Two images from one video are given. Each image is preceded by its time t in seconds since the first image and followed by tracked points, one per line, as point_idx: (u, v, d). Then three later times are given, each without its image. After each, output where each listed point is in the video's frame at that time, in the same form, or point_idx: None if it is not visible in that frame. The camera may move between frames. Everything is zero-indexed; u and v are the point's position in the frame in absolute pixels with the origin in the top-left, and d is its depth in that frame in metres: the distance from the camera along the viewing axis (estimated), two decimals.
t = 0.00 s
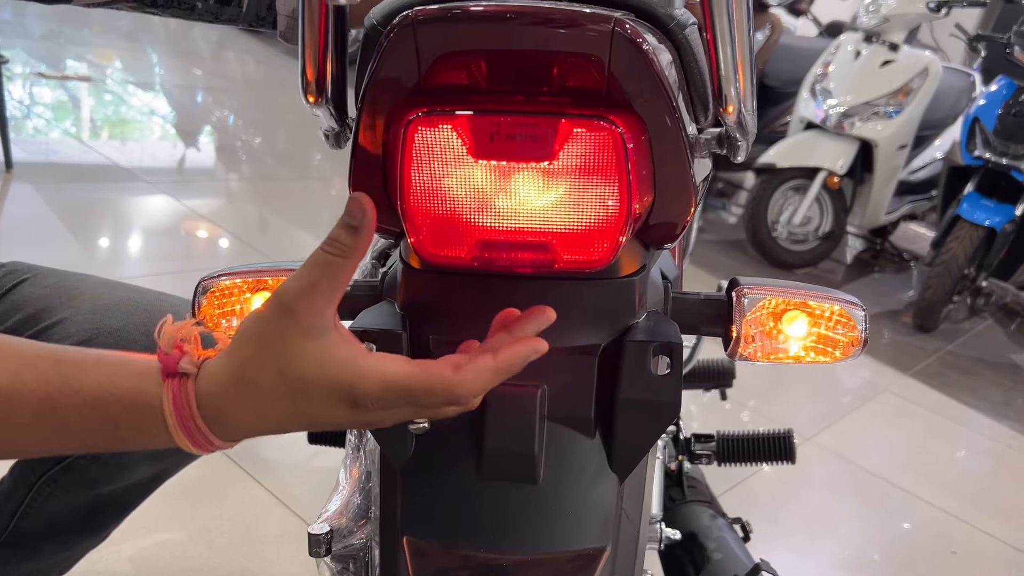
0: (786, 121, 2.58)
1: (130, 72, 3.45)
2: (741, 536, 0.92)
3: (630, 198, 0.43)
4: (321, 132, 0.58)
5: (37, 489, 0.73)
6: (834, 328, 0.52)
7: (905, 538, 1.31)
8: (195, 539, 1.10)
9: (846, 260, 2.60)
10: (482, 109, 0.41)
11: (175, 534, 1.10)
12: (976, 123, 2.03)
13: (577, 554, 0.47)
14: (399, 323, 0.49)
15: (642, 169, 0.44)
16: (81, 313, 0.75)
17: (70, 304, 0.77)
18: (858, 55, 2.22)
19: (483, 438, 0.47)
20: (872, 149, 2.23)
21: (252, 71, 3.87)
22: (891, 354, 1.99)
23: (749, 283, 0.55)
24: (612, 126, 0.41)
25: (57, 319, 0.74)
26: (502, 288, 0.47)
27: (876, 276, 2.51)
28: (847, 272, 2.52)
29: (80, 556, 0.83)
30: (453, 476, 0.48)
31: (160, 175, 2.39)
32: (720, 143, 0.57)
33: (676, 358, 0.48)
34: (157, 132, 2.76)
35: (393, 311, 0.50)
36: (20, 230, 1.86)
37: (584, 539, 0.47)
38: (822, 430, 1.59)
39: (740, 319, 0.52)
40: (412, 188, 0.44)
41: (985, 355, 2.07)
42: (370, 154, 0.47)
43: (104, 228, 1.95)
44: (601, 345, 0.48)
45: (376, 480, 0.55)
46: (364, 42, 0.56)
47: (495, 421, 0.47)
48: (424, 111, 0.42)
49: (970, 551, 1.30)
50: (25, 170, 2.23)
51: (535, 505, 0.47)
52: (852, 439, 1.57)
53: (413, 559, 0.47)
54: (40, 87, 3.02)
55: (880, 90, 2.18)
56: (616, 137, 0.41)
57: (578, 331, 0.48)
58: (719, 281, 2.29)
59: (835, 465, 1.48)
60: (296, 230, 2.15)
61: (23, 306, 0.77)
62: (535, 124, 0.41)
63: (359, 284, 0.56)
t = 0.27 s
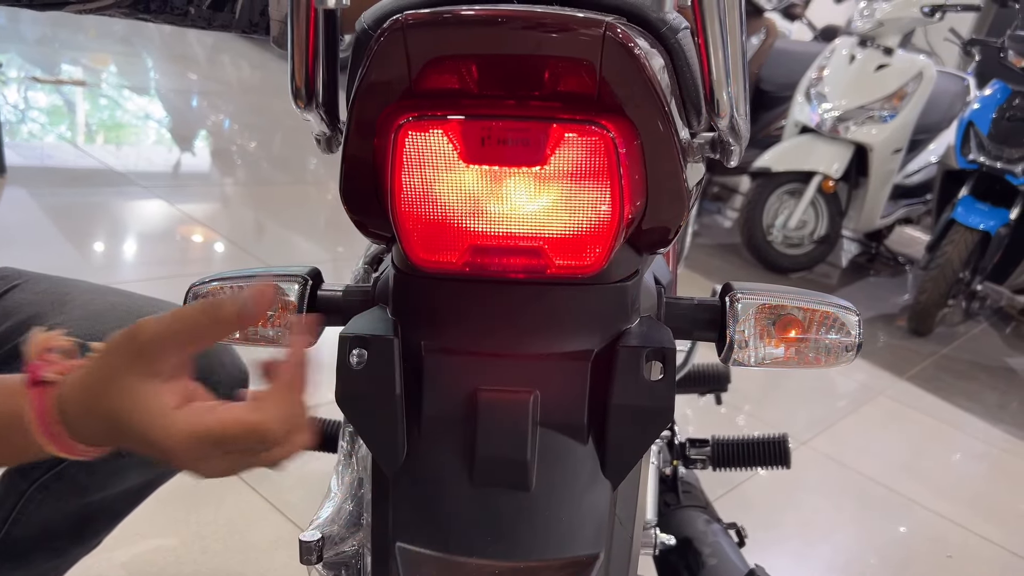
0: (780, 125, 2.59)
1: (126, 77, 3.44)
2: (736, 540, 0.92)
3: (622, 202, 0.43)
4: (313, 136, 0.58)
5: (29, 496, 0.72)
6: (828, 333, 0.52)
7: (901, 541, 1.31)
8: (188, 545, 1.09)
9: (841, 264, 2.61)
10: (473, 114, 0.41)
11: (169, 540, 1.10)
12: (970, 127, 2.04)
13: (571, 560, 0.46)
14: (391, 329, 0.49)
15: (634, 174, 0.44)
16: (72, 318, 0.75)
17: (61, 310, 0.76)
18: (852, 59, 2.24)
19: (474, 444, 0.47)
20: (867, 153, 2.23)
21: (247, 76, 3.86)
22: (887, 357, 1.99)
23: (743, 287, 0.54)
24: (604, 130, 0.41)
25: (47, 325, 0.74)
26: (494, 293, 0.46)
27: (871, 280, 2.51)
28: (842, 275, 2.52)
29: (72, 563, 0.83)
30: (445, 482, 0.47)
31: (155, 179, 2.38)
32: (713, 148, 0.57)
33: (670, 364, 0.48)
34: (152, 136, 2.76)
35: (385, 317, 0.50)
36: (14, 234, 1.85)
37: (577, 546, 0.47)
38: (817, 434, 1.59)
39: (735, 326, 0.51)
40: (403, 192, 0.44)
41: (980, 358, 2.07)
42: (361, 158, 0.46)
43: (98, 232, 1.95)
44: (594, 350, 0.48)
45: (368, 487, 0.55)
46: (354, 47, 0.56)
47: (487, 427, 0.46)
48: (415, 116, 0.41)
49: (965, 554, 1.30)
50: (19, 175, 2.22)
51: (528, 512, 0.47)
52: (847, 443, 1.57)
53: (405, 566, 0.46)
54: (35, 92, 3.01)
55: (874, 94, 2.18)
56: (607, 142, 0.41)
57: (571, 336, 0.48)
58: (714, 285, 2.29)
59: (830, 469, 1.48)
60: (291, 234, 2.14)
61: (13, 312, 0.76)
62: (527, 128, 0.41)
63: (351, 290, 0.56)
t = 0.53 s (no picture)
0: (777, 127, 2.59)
1: (123, 80, 3.44)
2: (733, 541, 0.92)
3: (618, 202, 0.43)
4: (309, 136, 0.58)
5: (24, 498, 0.73)
6: (825, 333, 0.52)
7: (899, 543, 1.31)
8: (185, 547, 1.09)
9: (838, 266, 2.61)
10: (469, 113, 0.41)
11: (166, 542, 1.10)
12: (967, 130, 2.04)
13: (568, 560, 0.46)
14: (387, 328, 0.49)
15: (629, 173, 0.44)
16: (67, 319, 0.75)
17: (56, 310, 0.76)
18: (849, 62, 2.24)
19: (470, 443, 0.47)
20: (864, 155, 2.24)
21: (245, 78, 3.86)
22: (884, 359, 2.00)
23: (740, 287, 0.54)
24: (600, 129, 0.41)
25: (43, 325, 0.74)
26: (489, 293, 0.46)
27: (868, 282, 2.51)
28: (839, 278, 2.52)
29: (68, 565, 0.82)
30: (441, 481, 0.47)
31: (152, 182, 2.38)
32: (710, 148, 0.57)
33: (666, 363, 0.48)
34: (149, 139, 2.75)
35: (381, 317, 0.50)
36: (11, 237, 1.85)
37: (574, 546, 0.47)
38: (814, 436, 1.59)
39: (730, 324, 0.52)
40: (399, 191, 0.44)
41: (977, 360, 2.07)
42: (357, 158, 0.46)
43: (95, 235, 1.95)
44: (591, 350, 0.48)
45: (366, 487, 0.55)
46: (350, 46, 0.56)
47: (484, 427, 0.46)
48: (410, 115, 0.41)
49: (962, 556, 1.30)
50: (16, 177, 2.21)
51: (525, 511, 0.46)
52: (844, 445, 1.57)
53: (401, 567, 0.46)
54: (32, 94, 3.01)
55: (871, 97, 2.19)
56: (602, 141, 0.41)
57: (568, 335, 0.47)
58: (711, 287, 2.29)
59: (828, 470, 1.48)
60: (288, 237, 2.14)
61: (8, 313, 0.76)
62: (523, 127, 0.41)
63: (347, 290, 0.56)
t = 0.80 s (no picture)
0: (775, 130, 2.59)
1: (121, 81, 3.44)
2: (729, 544, 0.92)
3: (614, 204, 0.43)
4: (304, 138, 0.58)
5: (19, 500, 0.73)
6: (821, 336, 0.52)
7: (896, 546, 1.31)
8: (181, 550, 1.09)
9: (836, 268, 2.61)
10: (464, 114, 0.41)
11: (162, 545, 1.09)
12: (964, 132, 2.04)
13: (563, 564, 0.46)
14: (382, 331, 0.48)
15: (625, 175, 0.43)
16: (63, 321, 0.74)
17: (51, 313, 0.76)
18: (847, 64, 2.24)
19: (465, 446, 0.46)
20: (861, 157, 2.24)
21: (243, 80, 3.86)
22: (881, 361, 2.00)
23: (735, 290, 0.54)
24: (595, 130, 0.41)
25: (38, 327, 0.73)
26: (485, 295, 0.46)
27: (866, 284, 2.51)
28: (836, 280, 2.52)
29: (63, 568, 0.82)
30: (436, 485, 0.47)
31: (150, 183, 2.38)
32: (706, 150, 0.57)
33: (662, 365, 0.48)
34: (147, 140, 2.75)
35: (376, 319, 0.50)
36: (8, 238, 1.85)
37: (569, 549, 0.47)
38: (812, 439, 1.59)
39: (725, 328, 0.52)
40: (394, 193, 0.44)
41: (975, 362, 2.07)
42: (352, 159, 0.46)
43: (93, 236, 1.94)
44: (586, 353, 0.48)
45: (360, 490, 0.54)
46: (346, 47, 0.55)
47: (478, 430, 0.46)
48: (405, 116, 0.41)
49: (959, 558, 1.30)
50: (13, 179, 2.21)
51: (519, 515, 0.46)
52: (842, 448, 1.57)
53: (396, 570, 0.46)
54: (30, 96, 3.00)
55: (869, 99, 2.19)
56: (598, 142, 0.41)
57: (563, 338, 0.47)
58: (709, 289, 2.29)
59: (825, 472, 1.48)
60: (286, 239, 2.13)
61: (5, 315, 0.75)
62: (517, 128, 0.40)
63: (342, 293, 0.56)
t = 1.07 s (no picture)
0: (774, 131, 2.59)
1: (119, 82, 3.44)
2: (727, 545, 0.92)
3: (611, 204, 0.43)
4: (302, 139, 0.58)
5: (16, 500, 0.73)
6: (818, 336, 0.52)
7: (894, 547, 1.31)
8: (179, 551, 1.08)
9: (834, 270, 2.61)
10: (462, 114, 0.41)
11: (159, 545, 1.09)
12: (962, 135, 2.04)
13: (560, 564, 0.46)
14: (379, 331, 0.48)
15: (623, 175, 0.43)
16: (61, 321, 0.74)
17: (49, 313, 0.76)
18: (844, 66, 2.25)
19: (463, 445, 0.47)
20: (859, 159, 2.24)
21: (241, 81, 3.86)
22: (879, 363, 2.00)
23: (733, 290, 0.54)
24: (593, 131, 0.41)
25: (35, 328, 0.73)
26: (483, 295, 0.46)
27: (864, 286, 2.51)
28: (834, 282, 2.53)
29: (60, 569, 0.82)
30: (433, 485, 0.47)
31: (148, 184, 2.37)
32: (704, 151, 0.57)
33: (659, 366, 0.48)
34: (145, 141, 2.75)
35: (373, 319, 0.50)
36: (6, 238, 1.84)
37: (566, 550, 0.47)
38: (809, 441, 1.59)
39: (724, 329, 0.51)
40: (392, 192, 0.44)
41: (973, 364, 2.07)
42: (350, 159, 0.46)
43: (90, 237, 1.94)
44: (584, 354, 0.48)
45: (358, 491, 0.54)
46: (343, 48, 0.55)
47: (476, 430, 0.46)
48: (403, 116, 0.41)
49: (957, 560, 1.30)
50: (11, 180, 2.20)
51: (517, 514, 0.46)
52: (839, 449, 1.57)
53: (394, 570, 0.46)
54: (28, 96, 3.00)
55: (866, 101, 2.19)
56: (597, 142, 0.41)
57: (561, 338, 0.47)
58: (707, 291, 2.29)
59: (823, 474, 1.48)
60: (283, 240, 2.13)
61: (3, 315, 0.75)
62: (515, 128, 0.40)
63: (340, 293, 0.56)
